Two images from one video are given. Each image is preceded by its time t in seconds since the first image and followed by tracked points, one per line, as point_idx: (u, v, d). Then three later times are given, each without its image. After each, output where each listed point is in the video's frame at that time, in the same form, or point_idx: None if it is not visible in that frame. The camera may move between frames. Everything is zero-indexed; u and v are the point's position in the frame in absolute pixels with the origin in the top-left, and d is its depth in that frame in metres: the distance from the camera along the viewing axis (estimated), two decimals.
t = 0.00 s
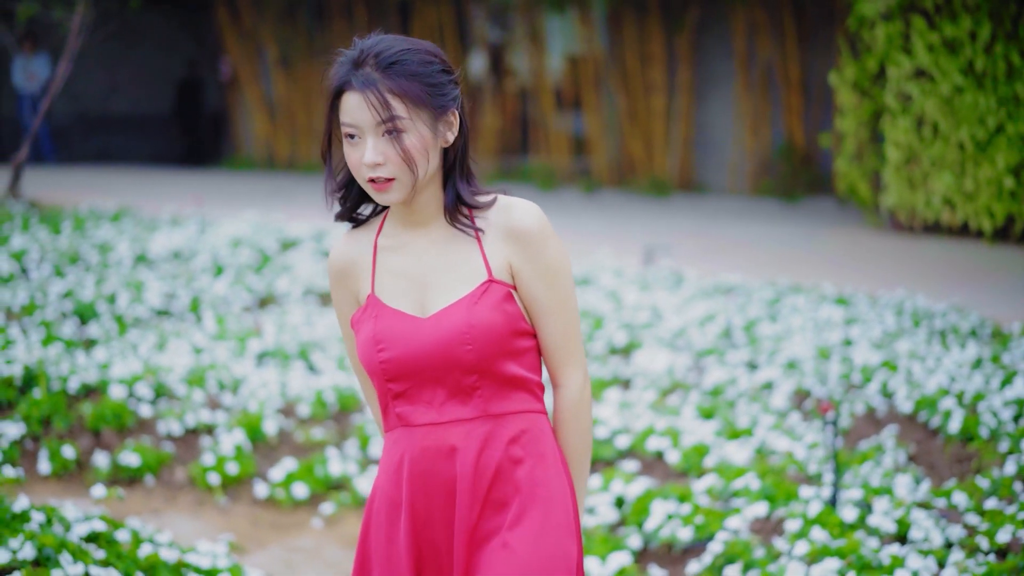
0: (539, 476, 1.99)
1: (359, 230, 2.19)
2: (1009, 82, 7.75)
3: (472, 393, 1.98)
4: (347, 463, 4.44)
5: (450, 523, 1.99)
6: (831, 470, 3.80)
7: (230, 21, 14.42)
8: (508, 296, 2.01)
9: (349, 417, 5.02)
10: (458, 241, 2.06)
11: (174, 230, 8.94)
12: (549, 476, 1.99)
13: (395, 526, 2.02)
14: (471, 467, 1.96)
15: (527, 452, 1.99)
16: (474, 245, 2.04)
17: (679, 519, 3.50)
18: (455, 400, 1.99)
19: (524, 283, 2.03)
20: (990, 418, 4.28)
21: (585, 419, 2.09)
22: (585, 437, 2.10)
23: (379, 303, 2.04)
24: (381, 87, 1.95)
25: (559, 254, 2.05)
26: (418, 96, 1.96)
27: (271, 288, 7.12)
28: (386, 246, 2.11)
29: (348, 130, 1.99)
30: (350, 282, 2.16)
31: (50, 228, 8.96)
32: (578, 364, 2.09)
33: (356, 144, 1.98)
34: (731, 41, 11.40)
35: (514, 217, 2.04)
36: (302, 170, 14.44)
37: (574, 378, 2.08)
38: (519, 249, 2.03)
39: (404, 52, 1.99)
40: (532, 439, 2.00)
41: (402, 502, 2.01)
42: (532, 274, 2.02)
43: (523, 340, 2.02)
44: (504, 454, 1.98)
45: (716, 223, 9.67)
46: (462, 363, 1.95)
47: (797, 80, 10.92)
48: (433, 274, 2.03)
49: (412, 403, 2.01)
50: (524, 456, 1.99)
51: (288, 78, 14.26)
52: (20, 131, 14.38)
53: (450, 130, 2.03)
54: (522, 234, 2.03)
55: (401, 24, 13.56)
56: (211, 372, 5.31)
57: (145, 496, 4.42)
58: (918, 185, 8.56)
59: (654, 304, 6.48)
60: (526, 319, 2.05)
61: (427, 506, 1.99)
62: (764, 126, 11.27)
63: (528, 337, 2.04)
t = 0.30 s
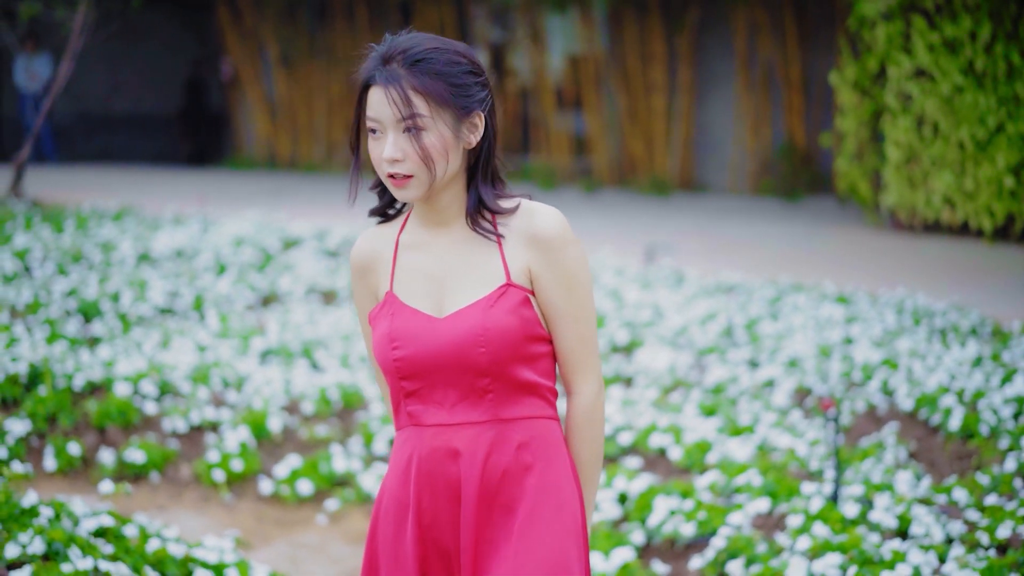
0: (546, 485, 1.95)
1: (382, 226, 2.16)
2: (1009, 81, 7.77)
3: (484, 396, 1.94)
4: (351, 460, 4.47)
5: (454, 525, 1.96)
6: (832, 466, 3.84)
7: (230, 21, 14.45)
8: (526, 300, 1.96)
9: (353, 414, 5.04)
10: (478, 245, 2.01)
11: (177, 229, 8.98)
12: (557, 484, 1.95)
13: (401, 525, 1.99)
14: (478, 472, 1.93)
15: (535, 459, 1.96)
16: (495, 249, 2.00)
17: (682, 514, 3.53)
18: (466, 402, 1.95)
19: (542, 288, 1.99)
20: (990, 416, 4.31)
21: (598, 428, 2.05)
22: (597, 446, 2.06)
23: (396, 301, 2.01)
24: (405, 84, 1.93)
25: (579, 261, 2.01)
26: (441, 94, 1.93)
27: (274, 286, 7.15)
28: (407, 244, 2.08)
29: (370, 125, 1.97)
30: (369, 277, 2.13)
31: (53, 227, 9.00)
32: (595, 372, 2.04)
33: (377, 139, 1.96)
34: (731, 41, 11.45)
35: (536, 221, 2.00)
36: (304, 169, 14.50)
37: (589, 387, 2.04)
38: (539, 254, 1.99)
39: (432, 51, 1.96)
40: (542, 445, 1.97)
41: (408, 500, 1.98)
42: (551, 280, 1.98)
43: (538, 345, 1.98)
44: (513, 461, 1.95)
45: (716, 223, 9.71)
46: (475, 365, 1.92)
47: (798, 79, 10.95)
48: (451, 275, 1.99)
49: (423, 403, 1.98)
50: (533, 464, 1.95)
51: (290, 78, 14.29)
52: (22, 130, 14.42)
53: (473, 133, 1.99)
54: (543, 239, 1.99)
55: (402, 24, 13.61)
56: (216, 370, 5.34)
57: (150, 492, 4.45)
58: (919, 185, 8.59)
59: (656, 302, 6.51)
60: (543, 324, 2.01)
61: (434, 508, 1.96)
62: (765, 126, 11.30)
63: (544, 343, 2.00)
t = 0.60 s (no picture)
0: (560, 496, 1.97)
1: (413, 227, 2.17)
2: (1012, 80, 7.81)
3: (505, 403, 1.96)
4: (360, 457, 4.51)
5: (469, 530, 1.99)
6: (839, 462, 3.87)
7: (235, 21, 14.50)
8: (555, 308, 1.98)
9: (361, 411, 5.07)
10: (509, 249, 2.02)
11: (183, 228, 9.02)
12: (573, 496, 1.97)
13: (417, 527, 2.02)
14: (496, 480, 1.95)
15: (553, 468, 1.97)
16: (526, 254, 2.01)
17: (689, 510, 3.57)
18: (488, 408, 1.97)
19: (572, 297, 1.99)
20: (995, 414, 4.34)
21: (618, 441, 2.06)
22: (618, 458, 2.07)
23: (424, 300, 2.03)
24: (440, 82, 1.96)
25: (611, 273, 2.02)
26: (475, 94, 1.95)
27: (281, 285, 7.19)
28: (437, 245, 2.09)
29: (406, 122, 2.00)
30: (399, 277, 2.15)
31: (60, 226, 9.04)
32: (619, 385, 2.05)
33: (411, 136, 1.99)
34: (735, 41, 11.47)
35: (570, 230, 2.01)
36: (308, 168, 14.54)
37: (615, 399, 2.04)
38: (571, 263, 2.00)
39: (469, 50, 1.99)
40: (559, 457, 1.98)
41: (425, 504, 2.01)
42: (582, 290, 1.99)
43: (564, 354, 1.99)
44: (531, 470, 1.97)
45: (720, 221, 9.75)
46: (500, 372, 1.94)
47: (802, 79, 10.99)
48: (481, 278, 2.01)
49: (445, 407, 2.00)
50: (551, 474, 1.97)
51: (295, 78, 14.37)
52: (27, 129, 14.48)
53: (508, 134, 2.00)
54: (576, 248, 2.00)
55: (406, 23, 13.67)
56: (225, 367, 5.37)
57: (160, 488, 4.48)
58: (922, 184, 8.62)
59: (661, 300, 6.54)
60: (570, 333, 2.01)
61: (450, 513, 1.99)
62: (769, 125, 11.34)
63: (570, 352, 2.01)
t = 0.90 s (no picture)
0: (591, 514, 1.94)
1: (450, 234, 2.16)
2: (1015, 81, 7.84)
3: (541, 417, 1.93)
4: (368, 454, 4.54)
5: (496, 545, 1.95)
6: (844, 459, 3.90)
7: (239, 21, 14.53)
8: (596, 323, 1.96)
9: (369, 409, 5.10)
10: (550, 259, 2.01)
11: (188, 227, 9.06)
12: (603, 516, 1.95)
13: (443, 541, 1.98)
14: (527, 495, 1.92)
15: (585, 486, 1.94)
16: (569, 265, 2.00)
17: (697, 506, 3.60)
18: (523, 421, 1.93)
19: (613, 313, 1.98)
20: (999, 412, 4.38)
21: (650, 460, 2.03)
22: (649, 478, 2.04)
23: (461, 308, 2.00)
24: (486, 83, 1.97)
25: (654, 290, 2.00)
26: (520, 95, 1.96)
27: (288, 284, 7.23)
28: (476, 253, 2.08)
29: (450, 124, 2.01)
30: (433, 283, 2.13)
31: (66, 225, 9.07)
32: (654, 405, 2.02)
33: (455, 137, 2.00)
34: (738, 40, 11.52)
35: (615, 244, 2.00)
36: (312, 168, 14.62)
37: (650, 415, 2.01)
38: (614, 278, 1.99)
39: (516, 52, 2.00)
40: (592, 473, 1.95)
41: (453, 517, 1.97)
42: (623, 306, 1.98)
43: (602, 370, 1.97)
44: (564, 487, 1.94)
45: (723, 221, 9.79)
46: (537, 384, 1.91)
47: (805, 79, 11.03)
48: (521, 286, 1.99)
49: (477, 418, 1.96)
50: (583, 492, 1.94)
51: (298, 78, 14.39)
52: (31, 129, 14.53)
53: (552, 138, 2.01)
54: (620, 262, 1.98)
55: (410, 23, 13.71)
56: (233, 366, 5.41)
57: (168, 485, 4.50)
58: (925, 184, 8.65)
59: (666, 300, 6.58)
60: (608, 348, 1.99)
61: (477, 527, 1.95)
62: (771, 126, 11.37)
63: (607, 368, 1.98)
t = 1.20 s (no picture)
0: (638, 521, 1.97)
1: (489, 236, 2.16)
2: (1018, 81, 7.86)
3: (591, 424, 1.94)
4: (378, 451, 4.57)
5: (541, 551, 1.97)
6: (850, 456, 3.94)
7: (242, 21, 14.56)
8: (647, 330, 1.98)
9: (378, 406, 5.14)
10: (598, 264, 2.03)
11: (194, 227, 9.10)
12: (648, 523, 1.98)
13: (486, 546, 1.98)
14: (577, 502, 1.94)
15: (632, 493, 1.97)
16: (618, 272, 2.01)
17: (705, 502, 3.65)
18: (573, 428, 1.94)
19: (661, 321, 2.00)
20: (1003, 409, 4.41)
21: (689, 469, 2.06)
22: (687, 486, 2.08)
23: (507, 313, 1.99)
24: (538, 77, 1.98)
25: (700, 298, 2.02)
26: (572, 89, 1.97)
27: (294, 283, 7.26)
28: (520, 256, 2.08)
29: (500, 119, 2.02)
30: (470, 285, 2.13)
31: (72, 225, 9.11)
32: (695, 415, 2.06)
33: (504, 131, 2.01)
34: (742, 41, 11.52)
35: (665, 252, 2.01)
36: (316, 168, 14.67)
37: (690, 427, 2.04)
38: (664, 285, 2.00)
39: (569, 49, 2.02)
40: (637, 480, 1.98)
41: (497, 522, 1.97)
42: (673, 314, 2.00)
43: (650, 378, 1.99)
44: (611, 494, 1.96)
45: (726, 221, 9.82)
46: (591, 391, 1.92)
47: (808, 80, 11.06)
48: (569, 291, 2.00)
49: (524, 423, 1.96)
50: (630, 500, 1.97)
51: (301, 78, 14.39)
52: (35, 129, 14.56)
53: (602, 137, 2.02)
54: (669, 271, 2.00)
55: (413, 24, 13.70)
56: (242, 364, 5.45)
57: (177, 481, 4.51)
58: (928, 184, 8.68)
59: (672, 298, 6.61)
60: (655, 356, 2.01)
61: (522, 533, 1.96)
62: (774, 126, 11.41)
63: (654, 375, 2.00)
